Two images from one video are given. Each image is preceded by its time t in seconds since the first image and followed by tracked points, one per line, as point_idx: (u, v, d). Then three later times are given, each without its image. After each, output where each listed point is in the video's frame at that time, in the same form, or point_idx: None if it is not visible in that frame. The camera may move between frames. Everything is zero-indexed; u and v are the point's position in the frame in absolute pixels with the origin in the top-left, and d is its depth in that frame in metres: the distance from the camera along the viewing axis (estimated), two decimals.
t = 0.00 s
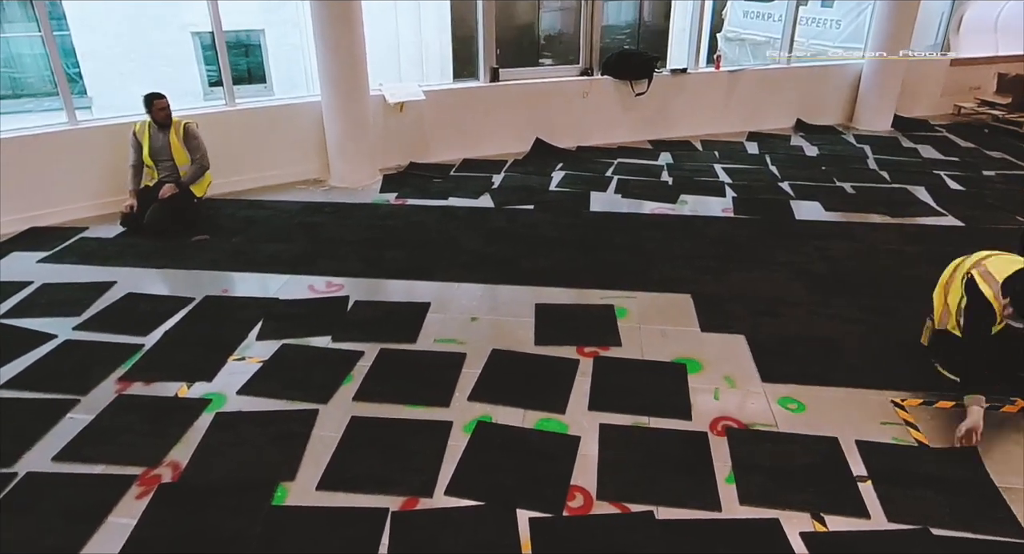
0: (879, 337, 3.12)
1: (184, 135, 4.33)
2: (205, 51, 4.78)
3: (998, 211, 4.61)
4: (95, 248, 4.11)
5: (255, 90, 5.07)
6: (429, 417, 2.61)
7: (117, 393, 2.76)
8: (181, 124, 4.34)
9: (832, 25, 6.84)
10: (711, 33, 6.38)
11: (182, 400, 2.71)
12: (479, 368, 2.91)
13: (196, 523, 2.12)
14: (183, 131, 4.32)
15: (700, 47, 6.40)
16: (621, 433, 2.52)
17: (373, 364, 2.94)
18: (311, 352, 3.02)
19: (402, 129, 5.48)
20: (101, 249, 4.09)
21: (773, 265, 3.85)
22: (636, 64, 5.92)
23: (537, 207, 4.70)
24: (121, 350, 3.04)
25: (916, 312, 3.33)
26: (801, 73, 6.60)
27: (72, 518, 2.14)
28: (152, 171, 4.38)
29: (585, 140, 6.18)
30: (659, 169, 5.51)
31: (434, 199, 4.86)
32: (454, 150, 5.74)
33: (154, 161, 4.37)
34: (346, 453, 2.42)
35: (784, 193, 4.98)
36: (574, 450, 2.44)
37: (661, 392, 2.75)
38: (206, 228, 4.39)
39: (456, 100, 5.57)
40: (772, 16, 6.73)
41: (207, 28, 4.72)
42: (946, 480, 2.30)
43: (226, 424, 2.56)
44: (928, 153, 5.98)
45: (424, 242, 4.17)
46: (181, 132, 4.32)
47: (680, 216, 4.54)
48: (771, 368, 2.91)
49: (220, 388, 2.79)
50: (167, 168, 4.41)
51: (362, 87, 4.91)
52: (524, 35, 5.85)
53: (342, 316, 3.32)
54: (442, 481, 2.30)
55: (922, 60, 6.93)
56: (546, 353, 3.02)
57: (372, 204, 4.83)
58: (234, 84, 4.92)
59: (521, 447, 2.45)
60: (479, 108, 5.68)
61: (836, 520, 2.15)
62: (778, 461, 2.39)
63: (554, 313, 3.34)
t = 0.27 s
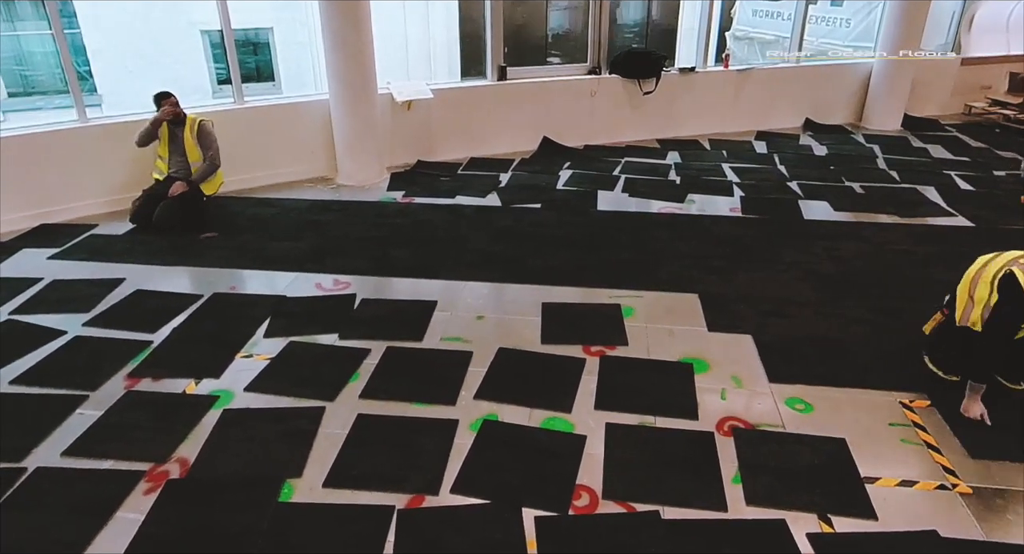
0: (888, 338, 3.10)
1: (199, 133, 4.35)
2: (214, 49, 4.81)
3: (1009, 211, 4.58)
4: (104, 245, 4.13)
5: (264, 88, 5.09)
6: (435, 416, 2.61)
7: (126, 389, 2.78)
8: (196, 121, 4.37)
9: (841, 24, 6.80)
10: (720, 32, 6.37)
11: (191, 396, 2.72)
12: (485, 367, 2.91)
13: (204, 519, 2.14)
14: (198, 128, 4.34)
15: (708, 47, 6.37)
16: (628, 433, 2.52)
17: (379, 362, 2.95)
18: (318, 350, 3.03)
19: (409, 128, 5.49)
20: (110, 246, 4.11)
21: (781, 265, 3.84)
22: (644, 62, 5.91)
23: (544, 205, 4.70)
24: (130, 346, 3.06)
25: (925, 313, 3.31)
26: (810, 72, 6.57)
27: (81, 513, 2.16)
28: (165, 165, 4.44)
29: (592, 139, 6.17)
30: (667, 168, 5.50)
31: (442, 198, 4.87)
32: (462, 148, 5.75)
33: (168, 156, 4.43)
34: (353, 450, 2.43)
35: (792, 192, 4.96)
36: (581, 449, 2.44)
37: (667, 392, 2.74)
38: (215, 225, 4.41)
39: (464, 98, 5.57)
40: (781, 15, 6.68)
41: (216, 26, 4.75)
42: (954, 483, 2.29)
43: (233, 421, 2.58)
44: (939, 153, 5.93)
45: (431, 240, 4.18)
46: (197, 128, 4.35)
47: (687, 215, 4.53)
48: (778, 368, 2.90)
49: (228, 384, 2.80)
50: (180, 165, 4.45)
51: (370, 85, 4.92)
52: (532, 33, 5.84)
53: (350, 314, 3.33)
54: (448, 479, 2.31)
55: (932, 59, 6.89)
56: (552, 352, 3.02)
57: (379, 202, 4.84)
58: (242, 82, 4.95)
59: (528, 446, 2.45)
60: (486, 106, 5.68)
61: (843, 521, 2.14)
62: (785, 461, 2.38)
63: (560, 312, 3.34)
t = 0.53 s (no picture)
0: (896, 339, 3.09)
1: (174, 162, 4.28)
2: (222, 47, 4.82)
3: (1020, 212, 4.54)
4: (113, 241, 4.15)
5: (272, 86, 5.10)
6: (441, 414, 2.62)
7: (135, 385, 2.79)
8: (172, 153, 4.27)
9: (851, 22, 6.81)
10: (728, 31, 6.35)
11: (198, 393, 2.74)
12: (491, 365, 2.92)
13: (210, 515, 2.15)
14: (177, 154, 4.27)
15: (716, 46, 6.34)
16: (634, 432, 2.51)
17: (385, 360, 2.95)
18: (325, 347, 3.04)
19: (417, 126, 5.49)
20: (119, 243, 4.14)
21: (789, 264, 3.82)
22: (652, 61, 5.89)
23: (551, 204, 4.69)
24: (138, 343, 3.08)
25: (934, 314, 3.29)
26: (819, 71, 6.55)
27: (89, 508, 2.17)
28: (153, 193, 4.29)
29: (599, 138, 6.16)
30: (675, 167, 5.48)
31: (449, 196, 4.87)
32: (469, 147, 5.75)
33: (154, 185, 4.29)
34: (359, 448, 2.44)
35: (800, 192, 4.94)
36: (586, 448, 2.44)
37: (673, 391, 2.74)
38: (223, 223, 4.42)
39: (472, 97, 5.57)
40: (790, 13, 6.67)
41: (225, 24, 4.75)
42: (962, 485, 2.27)
43: (240, 418, 2.59)
44: (949, 152, 5.90)
45: (438, 239, 4.18)
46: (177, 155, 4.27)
47: (695, 215, 4.52)
48: (785, 368, 2.89)
49: (235, 381, 2.82)
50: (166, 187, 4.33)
51: (378, 83, 4.93)
52: (540, 32, 5.85)
53: (357, 311, 3.34)
54: (453, 477, 2.31)
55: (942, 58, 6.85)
56: (559, 351, 3.02)
57: (386, 200, 4.85)
58: (251, 80, 4.96)
59: (533, 444, 2.45)
60: (494, 104, 5.68)
61: (850, 523, 2.13)
62: (792, 463, 2.37)
63: (567, 310, 3.34)
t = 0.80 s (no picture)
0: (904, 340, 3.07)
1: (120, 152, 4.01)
2: (231, 46, 4.84)
3: None
4: (122, 238, 4.18)
5: (281, 84, 5.12)
6: (447, 412, 2.62)
7: (143, 382, 2.81)
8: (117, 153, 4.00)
9: (861, 21, 6.82)
10: (737, 30, 6.33)
11: (206, 390, 2.75)
12: (497, 364, 2.92)
13: (217, 511, 2.16)
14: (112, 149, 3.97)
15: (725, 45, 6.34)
16: (640, 432, 2.51)
17: (392, 357, 2.96)
18: (332, 345, 3.05)
19: (424, 124, 5.49)
20: (128, 240, 4.16)
21: (797, 264, 3.80)
22: (660, 60, 5.87)
23: (558, 203, 4.69)
24: (147, 339, 3.10)
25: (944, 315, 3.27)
26: (829, 70, 6.51)
27: (99, 503, 2.19)
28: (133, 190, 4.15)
29: (607, 137, 6.15)
30: (683, 166, 5.47)
31: (456, 195, 4.88)
32: (476, 145, 5.75)
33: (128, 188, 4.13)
34: (365, 445, 2.45)
35: (809, 192, 4.91)
36: (592, 448, 2.43)
37: (680, 391, 2.73)
38: (231, 220, 4.44)
39: (479, 95, 5.57)
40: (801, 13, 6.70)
41: (234, 23, 4.78)
42: (970, 488, 2.26)
43: (248, 414, 2.60)
44: (960, 152, 5.85)
45: (445, 237, 4.19)
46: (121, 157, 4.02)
47: (702, 214, 4.50)
48: (792, 369, 2.88)
49: (243, 378, 2.83)
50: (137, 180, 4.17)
51: (386, 82, 4.93)
52: (548, 30, 5.84)
53: (364, 309, 3.35)
54: (459, 475, 2.31)
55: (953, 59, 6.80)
56: (565, 350, 3.02)
57: (394, 198, 4.86)
58: (259, 78, 4.98)
59: (539, 443, 2.45)
60: (501, 103, 5.67)
61: (857, 524, 2.12)
62: (798, 463, 2.36)
63: (573, 309, 3.34)
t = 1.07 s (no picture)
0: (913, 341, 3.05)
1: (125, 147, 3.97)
2: (240, 44, 4.86)
3: None
4: (131, 235, 4.20)
5: (289, 82, 5.13)
6: (453, 410, 2.62)
7: (151, 378, 2.82)
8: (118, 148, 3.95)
9: (871, 20, 6.67)
10: (745, 29, 6.29)
11: (213, 386, 2.76)
12: (504, 362, 2.92)
13: (224, 507, 2.17)
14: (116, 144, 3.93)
15: (733, 43, 6.30)
16: (646, 431, 2.51)
17: (399, 355, 2.96)
18: (339, 342, 3.06)
19: (431, 122, 5.50)
20: (137, 237, 4.18)
21: (805, 264, 3.79)
22: (668, 58, 5.85)
23: (565, 202, 4.68)
24: (155, 336, 3.11)
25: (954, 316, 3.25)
26: (838, 69, 6.47)
27: (107, 498, 2.20)
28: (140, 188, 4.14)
29: (614, 135, 6.13)
30: (690, 165, 5.45)
31: (463, 193, 4.88)
32: (483, 144, 5.75)
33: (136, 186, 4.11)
34: (371, 442, 2.45)
35: (818, 191, 4.89)
36: (598, 447, 2.43)
37: (686, 390, 2.73)
38: (239, 218, 4.46)
39: (487, 93, 5.57)
40: (810, 11, 6.58)
41: (242, 21, 4.80)
42: (979, 490, 2.24)
43: (255, 411, 2.61)
44: (970, 152, 5.80)
45: (452, 235, 4.19)
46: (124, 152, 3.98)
47: (710, 213, 4.49)
48: (800, 369, 2.86)
49: (250, 375, 2.84)
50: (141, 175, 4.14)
51: (393, 80, 4.94)
52: (556, 29, 5.83)
53: (371, 307, 3.36)
54: (465, 474, 2.31)
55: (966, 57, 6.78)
56: (572, 349, 3.02)
57: (401, 196, 4.86)
58: (268, 76, 5.00)
59: (545, 441, 2.45)
60: (508, 101, 5.67)
61: (865, 525, 2.11)
62: (805, 464, 2.35)
63: (580, 308, 3.33)
